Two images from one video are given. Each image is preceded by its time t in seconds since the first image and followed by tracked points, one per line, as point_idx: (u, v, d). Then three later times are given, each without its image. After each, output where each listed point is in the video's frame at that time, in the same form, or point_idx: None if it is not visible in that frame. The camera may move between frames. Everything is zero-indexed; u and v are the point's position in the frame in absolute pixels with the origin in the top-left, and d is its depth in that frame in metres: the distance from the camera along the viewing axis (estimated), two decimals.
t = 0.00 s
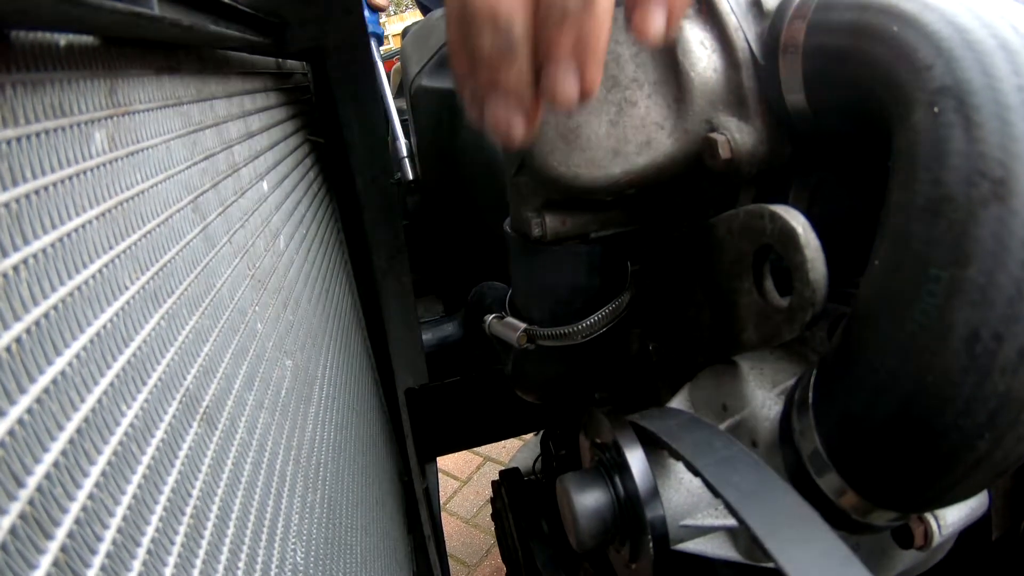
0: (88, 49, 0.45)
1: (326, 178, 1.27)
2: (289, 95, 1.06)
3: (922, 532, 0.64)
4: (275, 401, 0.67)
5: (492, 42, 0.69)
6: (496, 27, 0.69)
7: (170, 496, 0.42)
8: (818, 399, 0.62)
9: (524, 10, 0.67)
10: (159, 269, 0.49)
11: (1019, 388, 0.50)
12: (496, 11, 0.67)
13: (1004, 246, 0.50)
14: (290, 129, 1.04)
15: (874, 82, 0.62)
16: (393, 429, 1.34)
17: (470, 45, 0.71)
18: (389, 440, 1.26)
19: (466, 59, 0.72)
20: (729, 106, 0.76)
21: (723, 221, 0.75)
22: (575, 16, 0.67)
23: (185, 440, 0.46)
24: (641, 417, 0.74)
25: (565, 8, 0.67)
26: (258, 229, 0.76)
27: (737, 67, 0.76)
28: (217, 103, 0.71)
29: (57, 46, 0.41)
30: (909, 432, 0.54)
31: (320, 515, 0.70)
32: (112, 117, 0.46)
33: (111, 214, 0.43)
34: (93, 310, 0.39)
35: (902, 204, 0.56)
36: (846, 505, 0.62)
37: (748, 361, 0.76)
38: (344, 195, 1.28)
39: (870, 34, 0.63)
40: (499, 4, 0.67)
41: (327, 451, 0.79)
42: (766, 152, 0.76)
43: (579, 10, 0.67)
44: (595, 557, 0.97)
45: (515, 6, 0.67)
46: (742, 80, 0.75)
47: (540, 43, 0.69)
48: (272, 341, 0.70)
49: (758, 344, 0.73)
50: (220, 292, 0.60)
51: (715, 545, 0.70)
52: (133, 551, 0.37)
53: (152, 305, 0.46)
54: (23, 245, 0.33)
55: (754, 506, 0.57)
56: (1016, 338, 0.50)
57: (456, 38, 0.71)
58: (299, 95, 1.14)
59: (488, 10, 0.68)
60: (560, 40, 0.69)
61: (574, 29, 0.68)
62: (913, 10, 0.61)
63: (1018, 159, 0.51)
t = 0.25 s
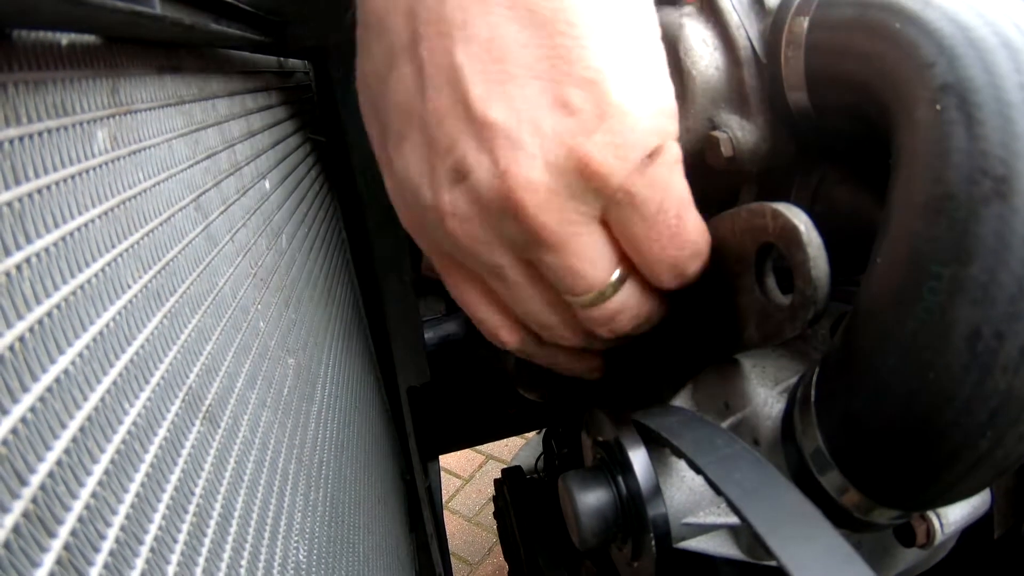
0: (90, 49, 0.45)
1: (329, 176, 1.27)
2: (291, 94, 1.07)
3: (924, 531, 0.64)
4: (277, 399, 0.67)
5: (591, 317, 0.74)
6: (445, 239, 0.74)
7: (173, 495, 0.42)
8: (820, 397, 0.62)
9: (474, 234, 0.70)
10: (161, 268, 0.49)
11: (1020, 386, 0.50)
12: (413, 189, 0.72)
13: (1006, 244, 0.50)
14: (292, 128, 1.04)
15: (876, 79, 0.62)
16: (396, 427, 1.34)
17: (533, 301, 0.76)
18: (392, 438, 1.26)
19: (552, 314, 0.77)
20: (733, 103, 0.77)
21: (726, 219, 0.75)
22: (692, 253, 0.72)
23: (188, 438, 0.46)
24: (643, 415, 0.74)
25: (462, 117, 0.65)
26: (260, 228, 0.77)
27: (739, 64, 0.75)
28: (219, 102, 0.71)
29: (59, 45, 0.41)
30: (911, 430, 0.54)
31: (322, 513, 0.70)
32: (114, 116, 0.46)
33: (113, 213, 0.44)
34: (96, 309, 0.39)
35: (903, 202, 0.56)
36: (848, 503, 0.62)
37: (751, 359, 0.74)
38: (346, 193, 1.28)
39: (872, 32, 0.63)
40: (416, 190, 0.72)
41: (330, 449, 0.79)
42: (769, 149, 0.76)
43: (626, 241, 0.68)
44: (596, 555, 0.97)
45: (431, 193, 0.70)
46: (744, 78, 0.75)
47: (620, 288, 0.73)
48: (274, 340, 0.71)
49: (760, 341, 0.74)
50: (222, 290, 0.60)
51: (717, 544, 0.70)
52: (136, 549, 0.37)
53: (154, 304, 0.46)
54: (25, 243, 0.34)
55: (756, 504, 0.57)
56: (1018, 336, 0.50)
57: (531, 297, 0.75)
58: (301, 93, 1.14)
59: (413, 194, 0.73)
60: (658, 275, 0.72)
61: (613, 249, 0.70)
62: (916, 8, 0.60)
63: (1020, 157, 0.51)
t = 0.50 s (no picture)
0: (91, 48, 0.45)
1: (330, 175, 1.28)
2: (292, 93, 1.07)
3: (926, 529, 0.64)
4: (279, 398, 0.67)
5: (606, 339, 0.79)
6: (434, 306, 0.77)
7: (175, 494, 0.42)
8: (822, 395, 0.62)
9: (481, 319, 0.73)
10: (163, 267, 0.49)
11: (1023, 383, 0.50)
12: (417, 282, 0.76)
13: (1007, 241, 0.50)
14: (293, 127, 1.04)
15: (878, 77, 0.62)
16: (397, 426, 1.34)
17: (569, 360, 0.78)
18: (393, 437, 1.26)
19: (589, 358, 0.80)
20: (734, 101, 0.77)
21: (726, 217, 0.75)
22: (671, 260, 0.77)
23: (190, 437, 0.46)
24: (645, 413, 0.74)
25: (435, 170, 0.66)
26: (262, 227, 0.77)
27: (741, 63, 0.75)
28: (221, 101, 0.71)
29: (59, 44, 0.41)
30: (913, 428, 0.54)
31: (324, 512, 0.70)
32: (115, 115, 0.46)
33: (114, 212, 0.44)
34: (98, 308, 0.39)
35: (905, 200, 0.56)
36: (850, 501, 0.62)
37: (752, 356, 0.74)
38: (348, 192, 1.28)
39: (873, 30, 0.62)
40: (417, 281, 0.76)
41: (331, 448, 0.79)
42: (770, 147, 0.76)
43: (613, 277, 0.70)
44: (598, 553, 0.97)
45: (430, 286, 0.74)
46: (745, 76, 0.75)
47: (626, 314, 0.77)
48: (276, 339, 0.71)
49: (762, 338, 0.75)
50: (224, 289, 0.60)
51: (718, 542, 0.69)
52: (138, 549, 0.37)
53: (156, 304, 0.46)
54: (27, 242, 0.34)
55: (758, 502, 0.57)
56: (1020, 334, 0.50)
57: (564, 356, 0.78)
58: (303, 92, 1.14)
59: (413, 278, 0.76)
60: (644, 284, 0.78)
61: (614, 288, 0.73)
62: (917, 5, 0.60)
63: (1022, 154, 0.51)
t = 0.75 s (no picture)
0: (89, 49, 0.45)
1: (331, 174, 1.28)
2: (291, 92, 1.07)
3: (926, 528, 0.64)
4: (279, 398, 0.67)
5: (558, 287, 0.74)
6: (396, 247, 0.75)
7: (174, 494, 0.42)
8: (822, 395, 0.62)
9: (428, 250, 0.71)
10: (162, 268, 0.49)
11: None
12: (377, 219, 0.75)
13: (1008, 241, 0.49)
14: (292, 126, 1.04)
15: (878, 75, 0.62)
16: (398, 425, 1.34)
17: (526, 311, 0.73)
18: (394, 436, 1.26)
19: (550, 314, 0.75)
20: (734, 100, 0.77)
21: (724, 221, 0.75)
22: (625, 204, 0.73)
23: (190, 438, 0.46)
24: (645, 413, 0.74)
25: (388, 98, 0.66)
26: (262, 227, 0.77)
27: (741, 61, 0.76)
28: (220, 101, 0.71)
29: (58, 45, 0.41)
30: (913, 428, 0.54)
31: (325, 512, 0.70)
32: (114, 116, 0.46)
33: (113, 213, 0.44)
34: (97, 309, 0.39)
35: (905, 199, 0.56)
36: (850, 501, 0.62)
37: (752, 355, 0.74)
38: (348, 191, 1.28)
39: (873, 28, 0.62)
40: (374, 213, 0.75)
41: (332, 448, 0.79)
42: (770, 146, 0.77)
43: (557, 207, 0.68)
44: (599, 553, 0.97)
45: (383, 215, 0.72)
46: (745, 75, 0.75)
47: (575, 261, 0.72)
48: (276, 339, 0.71)
49: (762, 337, 0.75)
50: (223, 290, 0.60)
51: (719, 542, 0.69)
52: (138, 550, 0.37)
53: (155, 304, 0.46)
54: (26, 245, 0.34)
55: (758, 502, 0.57)
56: (1021, 333, 0.49)
57: (513, 308, 0.73)
58: (303, 92, 1.14)
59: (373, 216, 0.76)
60: (598, 229, 0.74)
61: (557, 224, 0.70)
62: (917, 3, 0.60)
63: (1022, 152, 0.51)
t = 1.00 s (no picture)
0: (90, 49, 0.45)
1: (331, 174, 1.28)
2: (292, 92, 1.07)
3: (927, 526, 0.64)
4: (280, 397, 0.67)
5: (561, 255, 0.76)
6: (402, 193, 0.77)
7: (176, 493, 0.42)
8: (822, 393, 0.62)
9: (438, 194, 0.73)
10: (163, 267, 0.49)
11: None
12: (384, 161, 0.76)
13: (1008, 239, 0.50)
14: (293, 126, 1.04)
15: (877, 74, 0.62)
16: (399, 424, 1.34)
17: (520, 275, 0.77)
18: (395, 436, 1.26)
19: (543, 287, 0.78)
20: (733, 99, 0.77)
21: (726, 217, 0.75)
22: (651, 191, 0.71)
23: (191, 437, 0.47)
24: (645, 411, 0.74)
25: (415, 48, 0.72)
26: (262, 226, 0.77)
27: (741, 60, 0.76)
28: (221, 101, 0.71)
29: (59, 45, 0.41)
30: (914, 427, 0.54)
31: (326, 510, 0.71)
32: (115, 116, 0.46)
33: (114, 212, 0.44)
34: (98, 308, 0.39)
35: (905, 197, 0.56)
36: (851, 499, 0.62)
37: (752, 353, 0.74)
38: (349, 191, 1.28)
39: (873, 27, 0.62)
40: (382, 155, 0.77)
41: (333, 447, 0.79)
42: (770, 145, 0.77)
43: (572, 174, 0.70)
44: (600, 552, 0.97)
45: (395, 156, 0.74)
46: (745, 74, 0.76)
47: (584, 235, 0.74)
48: (277, 337, 0.71)
49: (762, 335, 0.75)
50: (224, 288, 0.60)
51: (720, 540, 0.69)
52: (140, 548, 0.37)
53: (157, 303, 0.46)
54: (28, 245, 0.34)
55: (758, 500, 0.57)
56: (1021, 332, 0.49)
57: (511, 271, 0.76)
58: (303, 91, 1.15)
59: (379, 161, 0.77)
60: (616, 217, 0.71)
61: (570, 192, 0.72)
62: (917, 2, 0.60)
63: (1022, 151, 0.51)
